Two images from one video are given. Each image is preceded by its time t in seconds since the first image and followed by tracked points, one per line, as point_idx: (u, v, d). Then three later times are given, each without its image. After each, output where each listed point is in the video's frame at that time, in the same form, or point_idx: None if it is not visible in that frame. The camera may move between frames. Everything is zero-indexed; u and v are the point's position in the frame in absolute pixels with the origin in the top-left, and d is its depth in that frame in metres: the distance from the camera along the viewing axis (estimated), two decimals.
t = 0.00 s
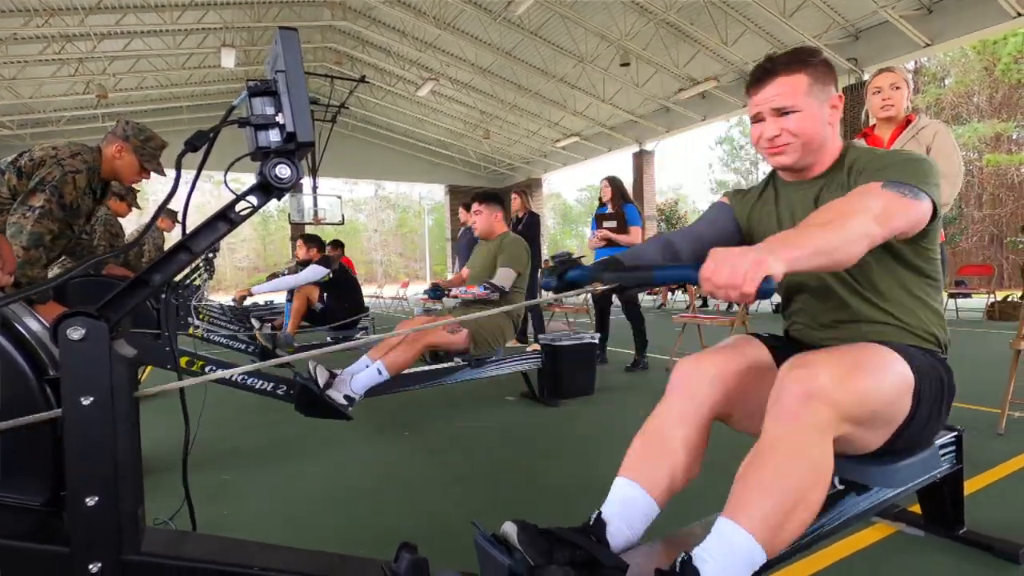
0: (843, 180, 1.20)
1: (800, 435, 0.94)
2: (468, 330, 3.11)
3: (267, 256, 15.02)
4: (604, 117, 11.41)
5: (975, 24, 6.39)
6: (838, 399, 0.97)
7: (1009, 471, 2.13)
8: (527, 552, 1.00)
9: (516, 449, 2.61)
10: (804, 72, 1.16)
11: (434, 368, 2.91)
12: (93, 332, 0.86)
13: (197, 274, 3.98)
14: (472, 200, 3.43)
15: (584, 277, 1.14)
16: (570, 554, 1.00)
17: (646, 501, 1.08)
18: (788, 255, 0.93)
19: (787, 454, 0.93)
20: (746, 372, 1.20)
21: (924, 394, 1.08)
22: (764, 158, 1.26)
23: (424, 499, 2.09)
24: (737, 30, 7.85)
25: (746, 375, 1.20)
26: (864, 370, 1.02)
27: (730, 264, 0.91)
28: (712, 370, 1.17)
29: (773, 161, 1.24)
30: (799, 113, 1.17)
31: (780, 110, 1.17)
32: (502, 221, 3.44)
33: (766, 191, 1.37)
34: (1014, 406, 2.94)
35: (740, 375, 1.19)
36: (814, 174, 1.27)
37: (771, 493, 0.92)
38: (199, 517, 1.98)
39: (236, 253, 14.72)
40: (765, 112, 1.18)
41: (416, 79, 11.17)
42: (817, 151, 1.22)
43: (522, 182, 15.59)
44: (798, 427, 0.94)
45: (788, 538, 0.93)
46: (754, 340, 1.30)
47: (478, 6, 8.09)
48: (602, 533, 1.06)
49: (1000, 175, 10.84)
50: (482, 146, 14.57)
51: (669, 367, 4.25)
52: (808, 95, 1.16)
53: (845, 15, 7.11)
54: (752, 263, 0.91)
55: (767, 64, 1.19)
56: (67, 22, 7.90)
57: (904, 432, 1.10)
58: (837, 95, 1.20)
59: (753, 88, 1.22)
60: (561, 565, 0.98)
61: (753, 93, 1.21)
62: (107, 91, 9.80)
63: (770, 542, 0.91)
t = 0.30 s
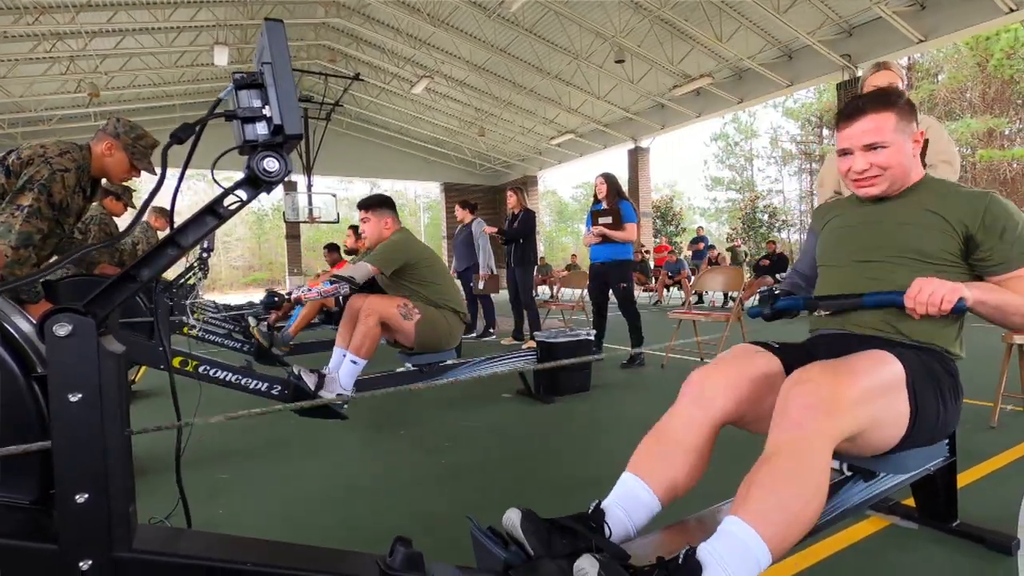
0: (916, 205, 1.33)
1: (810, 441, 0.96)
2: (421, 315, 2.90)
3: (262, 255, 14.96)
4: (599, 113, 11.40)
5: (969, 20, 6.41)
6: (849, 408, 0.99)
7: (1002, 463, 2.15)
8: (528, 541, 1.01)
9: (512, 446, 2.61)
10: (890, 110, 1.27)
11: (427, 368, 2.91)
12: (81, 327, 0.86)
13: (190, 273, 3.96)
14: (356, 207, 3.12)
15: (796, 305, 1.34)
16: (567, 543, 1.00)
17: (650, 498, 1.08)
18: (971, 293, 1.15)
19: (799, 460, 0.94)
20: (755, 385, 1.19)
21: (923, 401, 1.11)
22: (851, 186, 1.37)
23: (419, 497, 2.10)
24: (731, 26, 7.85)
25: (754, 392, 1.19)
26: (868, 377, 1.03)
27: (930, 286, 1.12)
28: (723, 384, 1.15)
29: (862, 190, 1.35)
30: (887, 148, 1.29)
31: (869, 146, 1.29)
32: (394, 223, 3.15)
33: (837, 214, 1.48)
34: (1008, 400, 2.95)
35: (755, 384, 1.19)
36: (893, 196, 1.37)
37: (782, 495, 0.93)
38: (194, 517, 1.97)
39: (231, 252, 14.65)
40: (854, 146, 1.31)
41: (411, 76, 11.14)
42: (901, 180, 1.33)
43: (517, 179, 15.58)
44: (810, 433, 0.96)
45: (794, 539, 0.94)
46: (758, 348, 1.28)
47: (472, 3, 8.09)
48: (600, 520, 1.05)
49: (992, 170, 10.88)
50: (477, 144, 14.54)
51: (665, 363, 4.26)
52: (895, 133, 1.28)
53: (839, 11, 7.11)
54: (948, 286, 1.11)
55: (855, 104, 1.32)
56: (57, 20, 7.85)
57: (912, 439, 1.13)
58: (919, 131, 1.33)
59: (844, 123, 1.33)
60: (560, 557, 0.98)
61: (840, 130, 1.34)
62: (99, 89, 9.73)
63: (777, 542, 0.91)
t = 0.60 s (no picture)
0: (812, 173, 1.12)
1: (758, 421, 0.90)
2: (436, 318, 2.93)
3: (261, 256, 14.96)
4: (597, 113, 11.42)
5: (965, 20, 6.43)
6: (799, 375, 0.91)
7: (1000, 462, 2.15)
8: (525, 544, 1.00)
9: (511, 446, 2.61)
10: (781, 46, 1.07)
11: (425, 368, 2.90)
12: (79, 328, 0.86)
13: (189, 273, 3.95)
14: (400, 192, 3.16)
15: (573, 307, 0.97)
16: (563, 547, 1.00)
17: (621, 485, 1.09)
18: (773, 294, 0.85)
19: (743, 450, 0.89)
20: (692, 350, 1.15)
21: (885, 385, 1.03)
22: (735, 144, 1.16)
23: (418, 497, 2.10)
24: (729, 26, 7.86)
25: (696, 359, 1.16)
26: (821, 340, 0.94)
27: (703, 300, 0.84)
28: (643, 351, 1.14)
29: (745, 151, 1.14)
30: (773, 91, 1.07)
31: (753, 87, 1.07)
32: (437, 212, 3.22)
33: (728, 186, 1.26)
34: (1005, 399, 2.97)
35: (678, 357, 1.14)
36: (781, 168, 1.16)
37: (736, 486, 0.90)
38: (193, 518, 1.97)
39: (229, 253, 14.65)
40: (737, 87, 1.09)
41: (409, 76, 11.14)
42: (792, 139, 1.12)
43: (515, 179, 15.59)
44: (756, 413, 0.90)
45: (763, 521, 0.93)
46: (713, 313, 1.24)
47: (470, 3, 8.10)
48: (594, 526, 1.05)
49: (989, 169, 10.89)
50: (476, 144, 14.55)
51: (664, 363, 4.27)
52: (783, 72, 1.07)
53: (836, 11, 7.14)
54: (725, 300, 0.82)
55: (745, 37, 1.11)
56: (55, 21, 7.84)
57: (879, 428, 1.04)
58: (814, 76, 1.11)
59: (728, 63, 1.12)
60: (557, 558, 0.98)
61: (725, 69, 1.13)
62: (96, 90, 9.72)
63: (740, 533, 0.91)
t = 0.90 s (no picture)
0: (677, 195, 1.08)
1: (711, 395, 0.89)
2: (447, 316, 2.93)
3: (261, 255, 14.95)
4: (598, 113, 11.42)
5: (967, 20, 6.43)
6: (742, 344, 0.89)
7: (999, 462, 2.15)
8: (520, 544, 1.01)
9: (510, 445, 2.61)
10: (630, 61, 1.01)
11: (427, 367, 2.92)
12: (78, 327, 0.85)
13: (188, 272, 3.95)
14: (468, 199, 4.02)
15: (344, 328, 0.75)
16: (558, 543, 1.01)
17: (600, 452, 1.10)
18: (516, 326, 0.68)
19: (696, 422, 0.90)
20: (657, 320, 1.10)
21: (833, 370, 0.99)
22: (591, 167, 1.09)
23: (418, 496, 2.10)
24: (729, 25, 7.85)
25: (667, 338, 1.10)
26: (764, 309, 0.93)
27: (423, 361, 0.67)
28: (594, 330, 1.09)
29: (603, 177, 1.07)
30: (620, 112, 1.01)
31: (599, 108, 1.01)
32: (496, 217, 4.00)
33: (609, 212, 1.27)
34: (1004, 399, 2.97)
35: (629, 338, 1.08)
36: (652, 192, 1.14)
37: (702, 462, 0.91)
38: (192, 517, 1.97)
39: (229, 252, 14.69)
40: (582, 110, 1.03)
41: (409, 75, 11.13)
42: (654, 161, 1.07)
43: (515, 179, 15.59)
44: (708, 386, 0.89)
45: (741, 491, 0.94)
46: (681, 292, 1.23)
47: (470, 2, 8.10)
48: (587, 509, 1.08)
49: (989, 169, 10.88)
50: (476, 143, 14.54)
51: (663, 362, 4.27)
52: (632, 91, 1.01)
53: (836, 11, 7.13)
54: (446, 359, 0.66)
55: (587, 53, 1.06)
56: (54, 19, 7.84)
57: (841, 414, 1.02)
58: (674, 93, 1.05)
59: (576, 80, 1.06)
60: (553, 557, 0.99)
61: (573, 87, 1.07)
62: (96, 88, 9.71)
63: (716, 506, 0.92)
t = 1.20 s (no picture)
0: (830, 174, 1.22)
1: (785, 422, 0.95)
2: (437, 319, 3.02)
3: (259, 254, 14.95)
4: (596, 112, 11.42)
5: (963, 20, 6.45)
6: (821, 387, 0.98)
7: (996, 460, 2.16)
8: (518, 546, 1.01)
9: (509, 445, 2.62)
10: (796, 65, 1.16)
11: (425, 366, 2.91)
12: (77, 329, 0.86)
13: (186, 272, 3.95)
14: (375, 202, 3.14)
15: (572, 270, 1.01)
16: (559, 548, 1.01)
17: (637, 491, 1.09)
18: (775, 247, 0.92)
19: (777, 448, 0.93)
20: (725, 361, 1.21)
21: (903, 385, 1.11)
22: (754, 150, 1.24)
23: (414, 496, 2.10)
24: (727, 25, 7.86)
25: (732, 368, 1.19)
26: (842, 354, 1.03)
27: (715, 257, 0.87)
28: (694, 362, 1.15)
29: (765, 152, 1.22)
30: (789, 107, 1.16)
31: (770, 103, 1.16)
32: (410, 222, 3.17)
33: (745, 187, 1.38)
34: (1000, 397, 2.98)
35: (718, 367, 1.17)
36: (802, 167, 1.27)
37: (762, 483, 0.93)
38: (188, 518, 1.97)
39: (227, 252, 14.70)
40: (753, 104, 1.18)
41: (407, 75, 11.13)
42: (807, 142, 1.22)
43: (513, 178, 15.59)
44: (783, 413, 0.95)
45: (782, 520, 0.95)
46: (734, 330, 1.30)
47: (468, 2, 8.10)
48: (594, 527, 1.07)
49: (986, 169, 10.91)
50: (474, 142, 14.54)
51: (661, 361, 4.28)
52: (798, 90, 1.15)
53: (834, 11, 7.14)
54: (735, 254, 0.87)
55: (757, 58, 1.20)
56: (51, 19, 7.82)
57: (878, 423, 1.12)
58: (827, 89, 1.20)
59: (744, 78, 1.21)
60: (553, 558, 0.99)
61: (743, 85, 1.21)
62: (93, 88, 9.69)
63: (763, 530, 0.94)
